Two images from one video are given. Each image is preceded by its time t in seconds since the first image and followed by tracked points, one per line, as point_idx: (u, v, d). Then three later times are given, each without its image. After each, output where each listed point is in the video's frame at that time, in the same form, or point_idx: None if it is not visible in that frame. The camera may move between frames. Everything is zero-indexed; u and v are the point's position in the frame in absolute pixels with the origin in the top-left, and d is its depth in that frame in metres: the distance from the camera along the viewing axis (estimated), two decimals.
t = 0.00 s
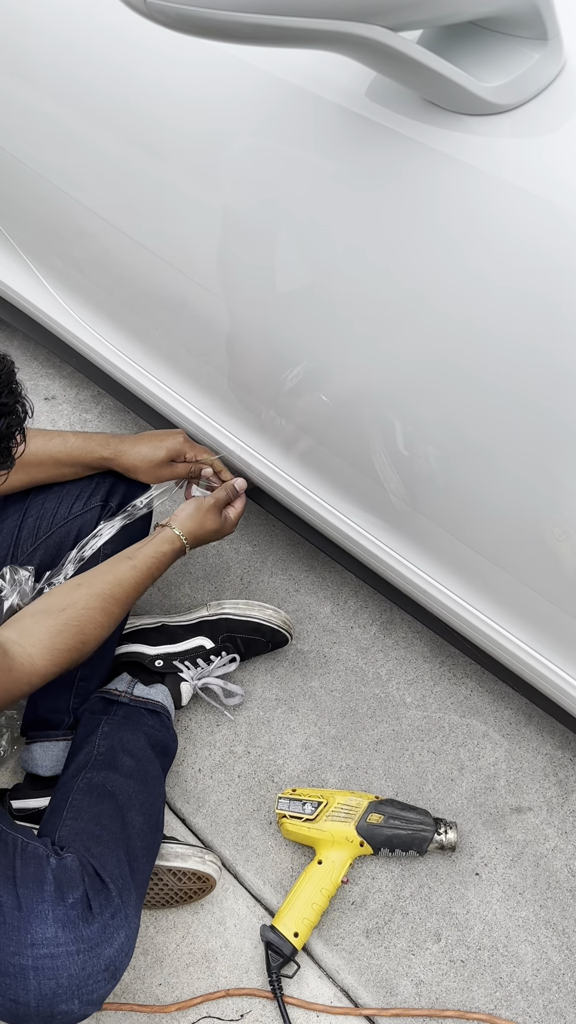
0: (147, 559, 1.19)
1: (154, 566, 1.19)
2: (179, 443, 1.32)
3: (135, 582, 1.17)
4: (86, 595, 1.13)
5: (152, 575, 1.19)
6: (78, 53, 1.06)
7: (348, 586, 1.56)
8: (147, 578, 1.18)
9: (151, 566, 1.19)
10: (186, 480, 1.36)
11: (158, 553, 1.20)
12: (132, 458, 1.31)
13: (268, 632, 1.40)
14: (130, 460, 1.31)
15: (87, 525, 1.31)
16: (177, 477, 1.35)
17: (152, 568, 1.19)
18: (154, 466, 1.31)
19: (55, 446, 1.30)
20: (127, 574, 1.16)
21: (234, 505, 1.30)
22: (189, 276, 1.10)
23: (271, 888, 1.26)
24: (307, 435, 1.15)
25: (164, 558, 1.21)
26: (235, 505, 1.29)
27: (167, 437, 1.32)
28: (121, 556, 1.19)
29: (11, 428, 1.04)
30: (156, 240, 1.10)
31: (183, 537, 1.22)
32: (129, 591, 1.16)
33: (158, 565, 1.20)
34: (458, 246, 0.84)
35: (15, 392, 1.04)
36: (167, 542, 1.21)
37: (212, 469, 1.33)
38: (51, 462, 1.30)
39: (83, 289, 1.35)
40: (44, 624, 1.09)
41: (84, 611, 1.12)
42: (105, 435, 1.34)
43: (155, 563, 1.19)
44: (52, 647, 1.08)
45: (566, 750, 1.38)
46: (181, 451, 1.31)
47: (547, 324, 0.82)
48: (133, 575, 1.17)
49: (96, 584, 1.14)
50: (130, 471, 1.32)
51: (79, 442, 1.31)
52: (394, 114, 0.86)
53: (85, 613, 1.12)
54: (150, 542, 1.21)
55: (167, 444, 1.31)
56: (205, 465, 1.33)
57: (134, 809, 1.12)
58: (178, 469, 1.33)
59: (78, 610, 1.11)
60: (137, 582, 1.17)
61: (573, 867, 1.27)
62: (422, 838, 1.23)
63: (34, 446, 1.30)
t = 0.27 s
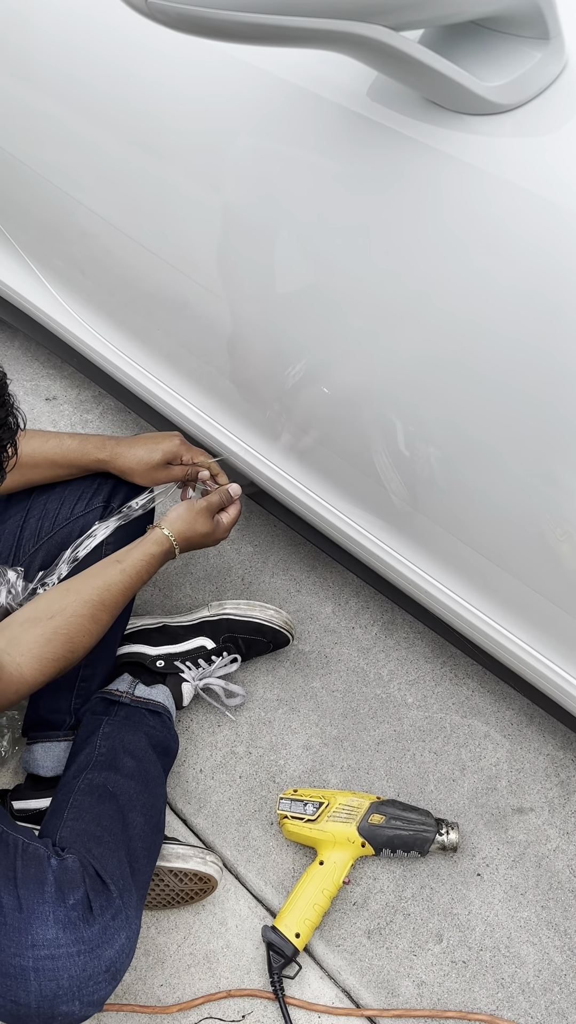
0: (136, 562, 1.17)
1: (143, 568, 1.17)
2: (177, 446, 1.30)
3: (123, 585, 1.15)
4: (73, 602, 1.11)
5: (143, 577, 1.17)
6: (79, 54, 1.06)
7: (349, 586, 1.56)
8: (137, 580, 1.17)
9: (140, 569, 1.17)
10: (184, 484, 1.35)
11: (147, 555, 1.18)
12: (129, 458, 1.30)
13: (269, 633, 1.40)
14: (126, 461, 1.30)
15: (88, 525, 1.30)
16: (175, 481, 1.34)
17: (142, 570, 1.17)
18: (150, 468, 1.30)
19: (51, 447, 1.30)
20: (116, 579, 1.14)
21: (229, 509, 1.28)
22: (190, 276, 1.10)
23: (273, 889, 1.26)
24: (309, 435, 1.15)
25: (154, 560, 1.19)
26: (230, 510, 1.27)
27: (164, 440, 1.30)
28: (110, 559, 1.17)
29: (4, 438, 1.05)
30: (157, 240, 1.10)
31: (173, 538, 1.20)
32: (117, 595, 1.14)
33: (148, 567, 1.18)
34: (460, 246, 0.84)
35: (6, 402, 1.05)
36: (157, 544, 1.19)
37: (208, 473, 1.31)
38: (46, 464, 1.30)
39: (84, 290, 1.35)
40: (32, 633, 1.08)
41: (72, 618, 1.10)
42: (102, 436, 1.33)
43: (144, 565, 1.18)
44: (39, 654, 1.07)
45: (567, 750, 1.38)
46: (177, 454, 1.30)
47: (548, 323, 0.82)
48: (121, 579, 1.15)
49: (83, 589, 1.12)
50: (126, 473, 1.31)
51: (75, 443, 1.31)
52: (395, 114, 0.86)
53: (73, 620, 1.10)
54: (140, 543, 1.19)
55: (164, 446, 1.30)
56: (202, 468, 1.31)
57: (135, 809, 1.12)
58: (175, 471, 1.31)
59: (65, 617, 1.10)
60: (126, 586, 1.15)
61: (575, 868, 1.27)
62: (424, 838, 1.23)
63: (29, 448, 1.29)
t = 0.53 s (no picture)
0: (127, 568, 1.16)
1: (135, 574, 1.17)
2: (171, 450, 1.30)
3: (114, 593, 1.14)
4: (62, 611, 1.11)
5: (134, 583, 1.17)
6: (79, 53, 1.06)
7: (350, 586, 1.56)
8: (128, 586, 1.16)
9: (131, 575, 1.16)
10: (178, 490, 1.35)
11: (139, 561, 1.17)
12: (122, 462, 1.30)
13: (270, 633, 1.40)
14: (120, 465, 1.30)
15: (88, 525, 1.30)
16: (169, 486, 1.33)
17: (133, 576, 1.16)
18: (143, 471, 1.29)
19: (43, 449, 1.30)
20: (106, 587, 1.14)
21: (221, 515, 1.28)
22: (190, 275, 1.10)
23: (274, 889, 1.26)
24: (309, 435, 1.15)
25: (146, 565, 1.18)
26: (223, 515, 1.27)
27: (157, 445, 1.31)
28: (101, 566, 1.16)
29: None
30: (157, 239, 1.10)
31: (164, 539, 1.19)
32: (108, 603, 1.13)
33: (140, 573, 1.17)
34: (460, 246, 0.84)
35: None
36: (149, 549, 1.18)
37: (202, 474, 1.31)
38: (38, 467, 1.30)
39: (84, 289, 1.35)
40: (20, 644, 1.08)
41: (61, 627, 1.10)
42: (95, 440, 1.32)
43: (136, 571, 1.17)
44: (29, 665, 1.07)
45: (568, 750, 1.38)
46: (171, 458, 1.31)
47: (549, 323, 0.82)
48: (112, 586, 1.14)
49: (73, 599, 1.12)
50: (120, 477, 1.30)
51: (68, 446, 1.31)
52: (396, 114, 0.86)
53: (62, 630, 1.10)
54: (132, 549, 1.19)
55: (157, 450, 1.30)
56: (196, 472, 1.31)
57: (135, 810, 1.12)
58: (169, 476, 1.31)
59: (55, 627, 1.10)
60: (117, 593, 1.14)
61: None
62: (425, 838, 1.23)
63: (21, 451, 1.29)
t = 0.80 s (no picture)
0: (115, 578, 1.17)
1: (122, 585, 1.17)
2: (163, 457, 1.30)
3: (102, 604, 1.15)
4: (51, 623, 1.11)
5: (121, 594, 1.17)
6: (80, 53, 1.06)
7: (351, 586, 1.55)
8: (116, 597, 1.17)
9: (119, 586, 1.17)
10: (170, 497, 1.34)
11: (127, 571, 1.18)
12: (112, 470, 1.28)
13: (271, 633, 1.40)
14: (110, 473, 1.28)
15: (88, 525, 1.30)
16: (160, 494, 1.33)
17: (120, 587, 1.17)
18: (135, 479, 1.28)
19: (34, 456, 1.29)
20: (95, 598, 1.14)
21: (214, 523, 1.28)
22: (191, 275, 1.10)
23: (275, 889, 1.26)
24: (310, 434, 1.15)
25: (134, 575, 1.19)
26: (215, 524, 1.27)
27: (148, 452, 1.30)
28: (88, 577, 1.16)
29: None
30: (158, 239, 1.10)
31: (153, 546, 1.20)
32: (95, 614, 1.14)
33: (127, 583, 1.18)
34: (461, 245, 0.84)
35: None
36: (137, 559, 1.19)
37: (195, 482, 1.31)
38: (29, 474, 1.29)
39: (85, 289, 1.35)
40: (8, 654, 1.07)
41: (50, 640, 1.09)
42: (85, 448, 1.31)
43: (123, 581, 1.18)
44: (17, 678, 1.06)
45: (570, 750, 1.38)
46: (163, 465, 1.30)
47: (550, 322, 0.82)
48: (100, 597, 1.15)
49: (61, 610, 1.12)
50: (111, 484, 1.29)
51: (59, 454, 1.30)
52: (396, 113, 0.85)
53: (51, 643, 1.09)
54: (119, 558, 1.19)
55: (150, 458, 1.29)
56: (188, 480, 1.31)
57: (136, 810, 1.12)
58: (161, 483, 1.31)
59: (43, 639, 1.09)
60: (105, 604, 1.15)
61: None
62: (426, 838, 1.23)
63: (11, 458, 1.28)
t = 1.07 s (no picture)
0: (103, 587, 1.17)
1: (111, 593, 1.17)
2: (152, 467, 1.29)
3: (88, 614, 1.15)
4: (36, 636, 1.11)
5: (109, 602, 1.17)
6: (79, 53, 1.06)
7: (352, 586, 1.55)
8: (104, 607, 1.16)
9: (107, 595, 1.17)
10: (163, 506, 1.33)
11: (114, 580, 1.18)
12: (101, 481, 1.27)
13: (271, 633, 1.40)
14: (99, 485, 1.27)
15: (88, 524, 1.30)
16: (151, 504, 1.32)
17: (108, 596, 1.17)
18: (123, 492, 1.27)
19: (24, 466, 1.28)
20: (81, 608, 1.14)
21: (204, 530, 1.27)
22: (190, 275, 1.10)
23: (276, 889, 1.26)
24: (310, 435, 1.15)
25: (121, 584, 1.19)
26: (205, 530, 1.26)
27: (137, 463, 1.29)
28: (75, 588, 1.16)
29: None
30: (157, 239, 1.10)
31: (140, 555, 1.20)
32: (82, 624, 1.14)
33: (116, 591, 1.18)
34: (459, 245, 0.84)
35: None
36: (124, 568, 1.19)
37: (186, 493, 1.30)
38: (18, 484, 1.29)
39: (85, 290, 1.35)
40: None
41: (35, 652, 1.10)
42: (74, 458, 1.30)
43: (112, 590, 1.18)
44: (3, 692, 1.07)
45: (570, 749, 1.38)
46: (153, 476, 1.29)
47: (549, 322, 0.82)
48: (86, 607, 1.15)
49: (46, 622, 1.12)
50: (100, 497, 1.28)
51: (48, 464, 1.28)
52: (395, 114, 0.86)
53: (36, 656, 1.10)
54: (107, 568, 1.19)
55: (139, 468, 1.28)
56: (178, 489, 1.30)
57: (136, 810, 1.12)
58: (151, 494, 1.29)
59: (29, 652, 1.09)
60: (91, 613, 1.15)
61: None
62: (426, 838, 1.23)
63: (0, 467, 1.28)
